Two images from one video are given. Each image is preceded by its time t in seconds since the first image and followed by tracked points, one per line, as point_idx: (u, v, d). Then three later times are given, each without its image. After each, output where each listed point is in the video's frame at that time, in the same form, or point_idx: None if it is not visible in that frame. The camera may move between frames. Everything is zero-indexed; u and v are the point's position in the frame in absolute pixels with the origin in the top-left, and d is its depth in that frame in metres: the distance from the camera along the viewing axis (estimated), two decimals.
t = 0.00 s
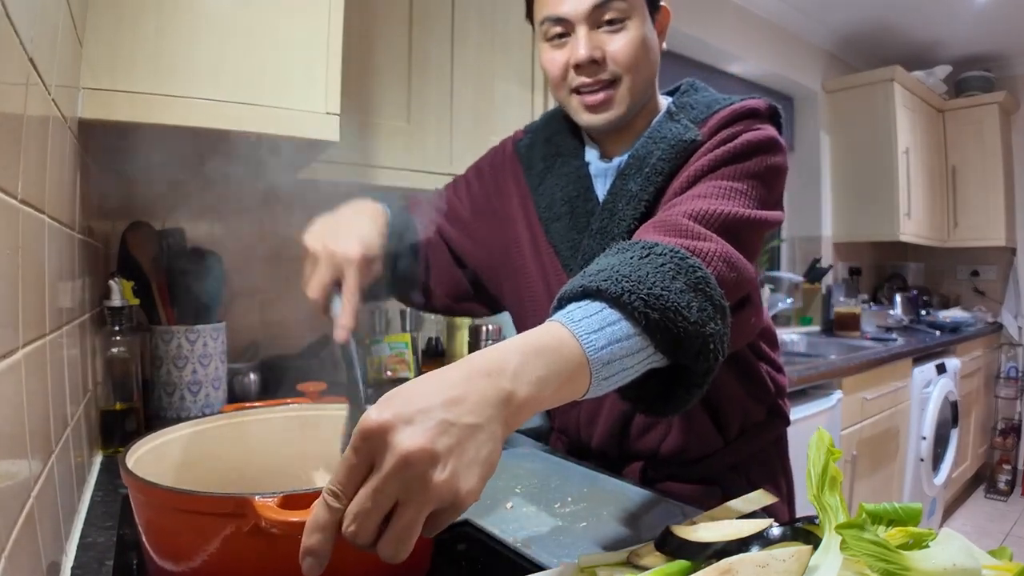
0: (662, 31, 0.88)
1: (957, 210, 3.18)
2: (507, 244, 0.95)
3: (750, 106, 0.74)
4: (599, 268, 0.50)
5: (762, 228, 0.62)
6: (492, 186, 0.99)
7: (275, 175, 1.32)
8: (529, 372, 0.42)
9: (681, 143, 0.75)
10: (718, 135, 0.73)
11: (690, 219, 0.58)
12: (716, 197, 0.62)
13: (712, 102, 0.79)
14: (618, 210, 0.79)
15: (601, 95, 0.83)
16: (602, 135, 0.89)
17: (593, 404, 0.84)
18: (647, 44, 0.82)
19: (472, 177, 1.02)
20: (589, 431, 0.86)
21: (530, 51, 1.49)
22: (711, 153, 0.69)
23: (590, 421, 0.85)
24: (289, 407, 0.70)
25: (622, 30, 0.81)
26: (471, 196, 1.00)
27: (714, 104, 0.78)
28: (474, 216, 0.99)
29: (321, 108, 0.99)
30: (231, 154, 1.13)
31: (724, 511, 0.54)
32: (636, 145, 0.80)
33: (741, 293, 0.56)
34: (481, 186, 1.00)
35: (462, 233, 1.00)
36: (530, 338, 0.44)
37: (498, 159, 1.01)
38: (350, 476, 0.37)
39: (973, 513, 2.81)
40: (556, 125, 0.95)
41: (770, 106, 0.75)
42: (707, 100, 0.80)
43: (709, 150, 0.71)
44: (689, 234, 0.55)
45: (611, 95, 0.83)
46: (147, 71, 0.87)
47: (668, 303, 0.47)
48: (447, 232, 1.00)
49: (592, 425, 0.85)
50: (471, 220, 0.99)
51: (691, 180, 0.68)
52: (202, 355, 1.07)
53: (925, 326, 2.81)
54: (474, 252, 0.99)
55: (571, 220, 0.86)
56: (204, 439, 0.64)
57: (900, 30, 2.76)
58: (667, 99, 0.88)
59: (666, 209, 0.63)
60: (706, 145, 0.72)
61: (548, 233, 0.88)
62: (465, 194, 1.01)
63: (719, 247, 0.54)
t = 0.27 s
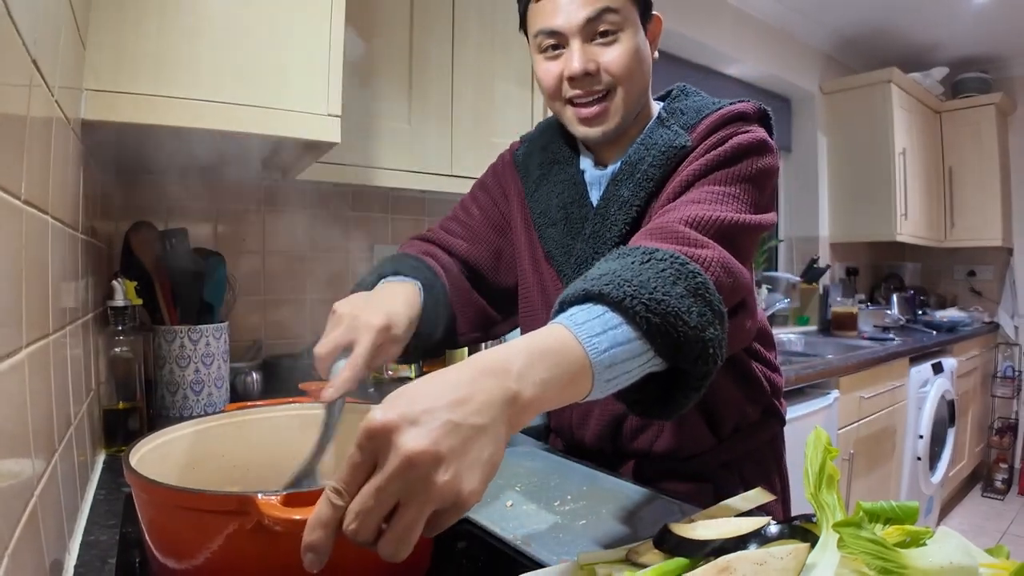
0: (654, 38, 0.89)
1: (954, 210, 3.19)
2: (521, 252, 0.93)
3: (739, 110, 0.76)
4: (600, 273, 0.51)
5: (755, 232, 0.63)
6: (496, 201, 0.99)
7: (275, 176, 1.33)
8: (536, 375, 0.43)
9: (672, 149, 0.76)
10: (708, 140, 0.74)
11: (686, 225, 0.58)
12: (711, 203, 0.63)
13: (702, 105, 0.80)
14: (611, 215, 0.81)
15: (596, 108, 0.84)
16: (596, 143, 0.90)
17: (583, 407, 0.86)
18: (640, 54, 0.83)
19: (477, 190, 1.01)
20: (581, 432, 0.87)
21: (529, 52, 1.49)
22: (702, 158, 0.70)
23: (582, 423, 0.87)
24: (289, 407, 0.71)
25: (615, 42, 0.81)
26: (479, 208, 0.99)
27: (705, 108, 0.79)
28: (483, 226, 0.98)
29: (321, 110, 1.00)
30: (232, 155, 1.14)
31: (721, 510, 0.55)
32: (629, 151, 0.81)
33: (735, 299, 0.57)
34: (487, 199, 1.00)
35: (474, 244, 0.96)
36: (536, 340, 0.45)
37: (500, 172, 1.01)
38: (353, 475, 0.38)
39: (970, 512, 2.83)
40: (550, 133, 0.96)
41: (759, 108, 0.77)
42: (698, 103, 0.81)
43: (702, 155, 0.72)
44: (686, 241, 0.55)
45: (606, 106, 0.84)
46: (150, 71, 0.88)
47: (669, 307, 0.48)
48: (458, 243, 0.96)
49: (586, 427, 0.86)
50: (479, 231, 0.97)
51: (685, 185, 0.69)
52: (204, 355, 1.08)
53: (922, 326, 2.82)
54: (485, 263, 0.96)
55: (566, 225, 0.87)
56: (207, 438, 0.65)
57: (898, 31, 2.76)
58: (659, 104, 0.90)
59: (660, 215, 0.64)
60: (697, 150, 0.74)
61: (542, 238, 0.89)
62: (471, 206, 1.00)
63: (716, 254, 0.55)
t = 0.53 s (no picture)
0: (652, 40, 0.88)
1: (954, 210, 3.19)
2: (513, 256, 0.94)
3: (741, 113, 0.76)
4: (609, 281, 0.50)
5: (757, 238, 0.63)
6: (489, 196, 1.00)
7: (275, 176, 1.33)
8: (549, 383, 0.43)
9: (675, 153, 0.76)
10: (710, 144, 0.74)
11: (691, 233, 0.58)
12: (715, 210, 0.63)
13: (702, 109, 0.80)
14: (612, 218, 0.80)
15: (591, 108, 0.84)
16: (596, 145, 0.90)
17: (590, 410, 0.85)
18: (637, 56, 0.83)
19: (470, 189, 1.03)
20: (590, 435, 0.86)
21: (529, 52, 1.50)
22: (705, 164, 0.70)
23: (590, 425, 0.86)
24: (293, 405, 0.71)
25: (611, 45, 0.81)
26: (473, 209, 1.01)
27: (705, 111, 0.79)
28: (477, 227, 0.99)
29: (322, 110, 1.00)
30: (232, 155, 1.13)
31: (721, 510, 0.55)
32: (630, 154, 0.81)
33: (740, 306, 0.57)
34: (481, 199, 1.01)
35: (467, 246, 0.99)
36: (546, 348, 0.45)
37: (494, 168, 1.02)
38: (372, 470, 0.37)
39: (970, 512, 2.83)
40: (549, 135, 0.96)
41: (760, 111, 0.77)
42: (699, 106, 0.81)
43: (703, 161, 0.72)
44: (691, 250, 0.55)
45: (602, 107, 0.84)
46: (150, 72, 0.88)
47: (676, 317, 0.48)
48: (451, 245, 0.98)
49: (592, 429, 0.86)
50: (473, 233, 0.99)
51: (687, 191, 0.70)
52: (204, 355, 1.08)
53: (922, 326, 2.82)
54: (478, 265, 0.98)
55: (568, 229, 0.87)
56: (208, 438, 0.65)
57: (897, 31, 2.76)
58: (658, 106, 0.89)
59: (664, 222, 0.64)
60: (699, 155, 0.74)
61: (544, 240, 0.89)
62: (465, 206, 1.01)
63: (721, 263, 0.55)
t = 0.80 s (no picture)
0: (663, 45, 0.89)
1: (954, 210, 3.19)
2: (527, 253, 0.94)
3: (752, 122, 0.76)
4: (617, 289, 0.50)
5: (765, 247, 0.63)
6: (498, 188, 0.99)
7: (275, 176, 1.33)
8: (554, 389, 0.42)
9: (687, 162, 0.76)
10: (723, 151, 0.75)
11: (702, 242, 0.58)
12: (724, 219, 0.64)
13: (714, 116, 0.80)
14: (625, 226, 0.80)
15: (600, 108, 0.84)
16: (607, 149, 0.90)
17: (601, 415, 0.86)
18: (648, 58, 0.83)
19: (480, 177, 1.00)
20: (600, 438, 0.87)
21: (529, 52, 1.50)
22: (716, 172, 0.71)
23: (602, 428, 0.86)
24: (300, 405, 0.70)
25: (623, 45, 0.82)
26: (484, 198, 0.99)
27: (716, 119, 0.80)
28: (488, 218, 0.97)
29: (322, 110, 1.00)
30: (232, 155, 1.13)
31: (721, 510, 0.55)
32: (641, 161, 0.81)
33: (749, 314, 0.57)
34: (493, 189, 0.99)
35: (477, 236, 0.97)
36: (554, 352, 0.45)
37: (505, 161, 1.00)
38: (377, 470, 0.37)
39: (970, 512, 2.83)
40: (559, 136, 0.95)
41: (771, 119, 0.77)
42: (710, 113, 0.81)
43: (714, 168, 0.73)
44: (702, 259, 0.55)
45: (611, 108, 0.84)
46: (150, 72, 0.88)
47: (685, 326, 0.48)
48: (461, 234, 0.96)
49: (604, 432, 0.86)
50: (485, 222, 0.97)
51: (698, 198, 0.70)
52: (204, 355, 1.08)
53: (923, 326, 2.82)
54: (488, 257, 0.97)
55: (578, 234, 0.87)
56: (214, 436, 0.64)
57: (897, 31, 2.76)
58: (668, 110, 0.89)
59: (674, 229, 0.64)
60: (710, 163, 0.74)
61: (554, 245, 0.89)
62: (475, 195, 0.99)
63: (731, 273, 0.55)
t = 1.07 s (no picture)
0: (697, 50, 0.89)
1: (954, 210, 3.19)
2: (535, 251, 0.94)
3: (778, 139, 0.75)
4: (623, 298, 0.50)
5: (775, 265, 0.63)
6: (514, 178, 1.00)
7: (276, 176, 1.33)
8: (552, 397, 0.42)
9: (710, 172, 0.75)
10: (746, 166, 0.74)
11: (711, 254, 0.59)
12: (737, 233, 0.64)
13: (741, 128, 0.80)
14: (642, 229, 0.81)
15: (631, 109, 0.83)
16: (632, 150, 0.89)
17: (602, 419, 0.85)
18: (681, 64, 0.83)
19: (500, 170, 1.00)
20: (602, 439, 0.86)
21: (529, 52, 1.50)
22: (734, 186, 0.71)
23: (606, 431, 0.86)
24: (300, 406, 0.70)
25: (658, 51, 0.82)
26: (502, 191, 0.99)
27: (743, 132, 0.79)
28: (503, 212, 0.98)
29: (322, 110, 1.00)
30: (231, 155, 1.13)
31: (722, 510, 0.55)
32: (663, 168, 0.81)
33: (754, 328, 0.57)
34: (509, 183, 0.99)
35: (491, 228, 0.98)
36: (556, 360, 0.45)
37: (523, 152, 1.01)
38: (380, 471, 0.37)
39: (970, 512, 2.83)
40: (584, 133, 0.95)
41: (796, 137, 0.77)
42: (736, 125, 0.81)
43: (732, 184, 0.73)
44: (713, 273, 0.55)
45: (642, 111, 0.83)
46: (150, 72, 0.88)
47: (687, 340, 0.48)
48: (475, 225, 0.98)
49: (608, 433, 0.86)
50: (499, 216, 0.98)
51: (717, 209, 0.70)
52: (204, 355, 1.08)
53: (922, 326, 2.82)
54: (499, 247, 0.98)
55: (594, 229, 0.88)
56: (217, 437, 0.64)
57: (897, 31, 2.76)
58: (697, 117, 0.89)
59: (688, 239, 0.64)
60: (731, 176, 0.73)
61: (569, 242, 0.90)
62: (492, 188, 0.99)
63: (740, 287, 0.55)
